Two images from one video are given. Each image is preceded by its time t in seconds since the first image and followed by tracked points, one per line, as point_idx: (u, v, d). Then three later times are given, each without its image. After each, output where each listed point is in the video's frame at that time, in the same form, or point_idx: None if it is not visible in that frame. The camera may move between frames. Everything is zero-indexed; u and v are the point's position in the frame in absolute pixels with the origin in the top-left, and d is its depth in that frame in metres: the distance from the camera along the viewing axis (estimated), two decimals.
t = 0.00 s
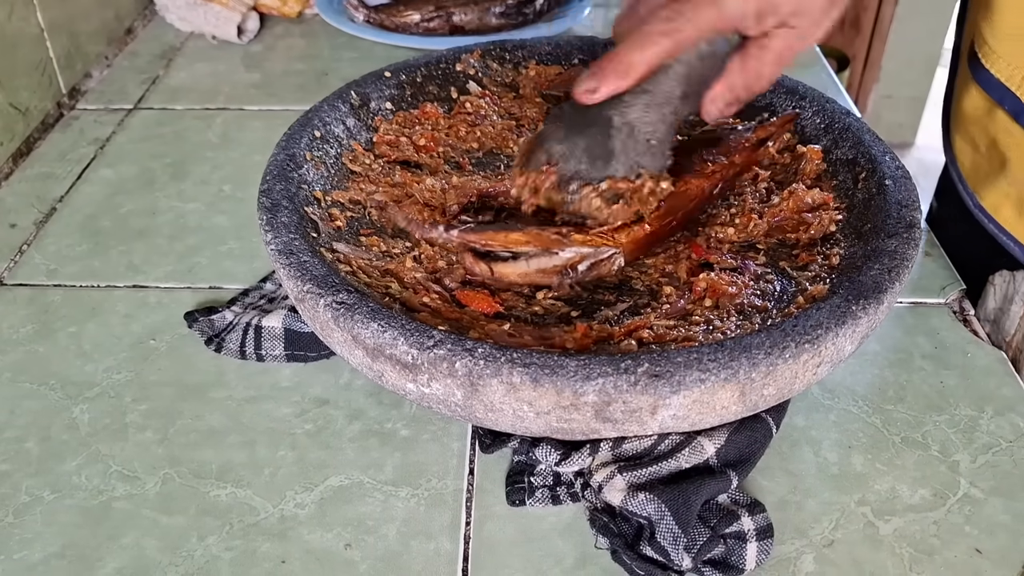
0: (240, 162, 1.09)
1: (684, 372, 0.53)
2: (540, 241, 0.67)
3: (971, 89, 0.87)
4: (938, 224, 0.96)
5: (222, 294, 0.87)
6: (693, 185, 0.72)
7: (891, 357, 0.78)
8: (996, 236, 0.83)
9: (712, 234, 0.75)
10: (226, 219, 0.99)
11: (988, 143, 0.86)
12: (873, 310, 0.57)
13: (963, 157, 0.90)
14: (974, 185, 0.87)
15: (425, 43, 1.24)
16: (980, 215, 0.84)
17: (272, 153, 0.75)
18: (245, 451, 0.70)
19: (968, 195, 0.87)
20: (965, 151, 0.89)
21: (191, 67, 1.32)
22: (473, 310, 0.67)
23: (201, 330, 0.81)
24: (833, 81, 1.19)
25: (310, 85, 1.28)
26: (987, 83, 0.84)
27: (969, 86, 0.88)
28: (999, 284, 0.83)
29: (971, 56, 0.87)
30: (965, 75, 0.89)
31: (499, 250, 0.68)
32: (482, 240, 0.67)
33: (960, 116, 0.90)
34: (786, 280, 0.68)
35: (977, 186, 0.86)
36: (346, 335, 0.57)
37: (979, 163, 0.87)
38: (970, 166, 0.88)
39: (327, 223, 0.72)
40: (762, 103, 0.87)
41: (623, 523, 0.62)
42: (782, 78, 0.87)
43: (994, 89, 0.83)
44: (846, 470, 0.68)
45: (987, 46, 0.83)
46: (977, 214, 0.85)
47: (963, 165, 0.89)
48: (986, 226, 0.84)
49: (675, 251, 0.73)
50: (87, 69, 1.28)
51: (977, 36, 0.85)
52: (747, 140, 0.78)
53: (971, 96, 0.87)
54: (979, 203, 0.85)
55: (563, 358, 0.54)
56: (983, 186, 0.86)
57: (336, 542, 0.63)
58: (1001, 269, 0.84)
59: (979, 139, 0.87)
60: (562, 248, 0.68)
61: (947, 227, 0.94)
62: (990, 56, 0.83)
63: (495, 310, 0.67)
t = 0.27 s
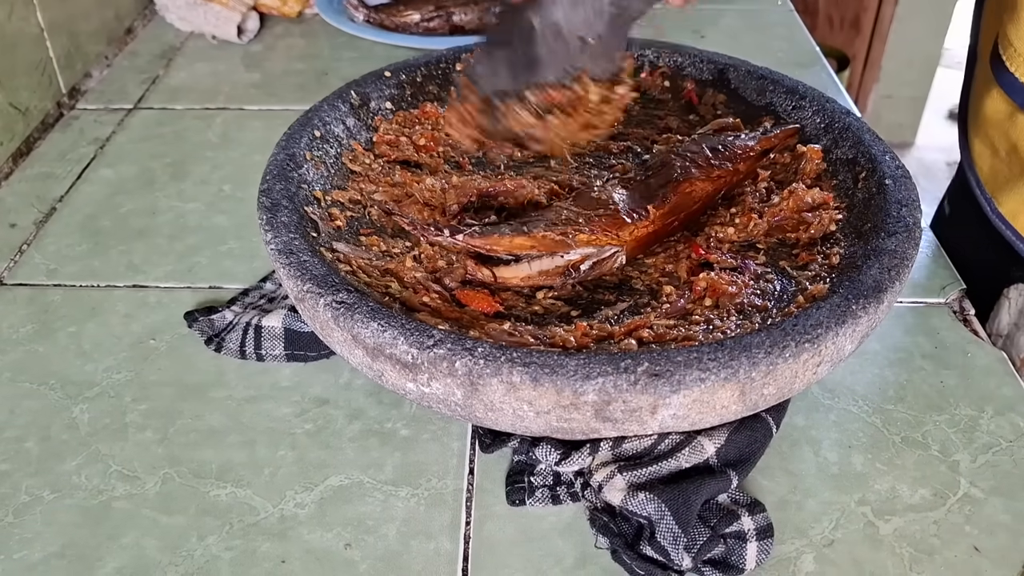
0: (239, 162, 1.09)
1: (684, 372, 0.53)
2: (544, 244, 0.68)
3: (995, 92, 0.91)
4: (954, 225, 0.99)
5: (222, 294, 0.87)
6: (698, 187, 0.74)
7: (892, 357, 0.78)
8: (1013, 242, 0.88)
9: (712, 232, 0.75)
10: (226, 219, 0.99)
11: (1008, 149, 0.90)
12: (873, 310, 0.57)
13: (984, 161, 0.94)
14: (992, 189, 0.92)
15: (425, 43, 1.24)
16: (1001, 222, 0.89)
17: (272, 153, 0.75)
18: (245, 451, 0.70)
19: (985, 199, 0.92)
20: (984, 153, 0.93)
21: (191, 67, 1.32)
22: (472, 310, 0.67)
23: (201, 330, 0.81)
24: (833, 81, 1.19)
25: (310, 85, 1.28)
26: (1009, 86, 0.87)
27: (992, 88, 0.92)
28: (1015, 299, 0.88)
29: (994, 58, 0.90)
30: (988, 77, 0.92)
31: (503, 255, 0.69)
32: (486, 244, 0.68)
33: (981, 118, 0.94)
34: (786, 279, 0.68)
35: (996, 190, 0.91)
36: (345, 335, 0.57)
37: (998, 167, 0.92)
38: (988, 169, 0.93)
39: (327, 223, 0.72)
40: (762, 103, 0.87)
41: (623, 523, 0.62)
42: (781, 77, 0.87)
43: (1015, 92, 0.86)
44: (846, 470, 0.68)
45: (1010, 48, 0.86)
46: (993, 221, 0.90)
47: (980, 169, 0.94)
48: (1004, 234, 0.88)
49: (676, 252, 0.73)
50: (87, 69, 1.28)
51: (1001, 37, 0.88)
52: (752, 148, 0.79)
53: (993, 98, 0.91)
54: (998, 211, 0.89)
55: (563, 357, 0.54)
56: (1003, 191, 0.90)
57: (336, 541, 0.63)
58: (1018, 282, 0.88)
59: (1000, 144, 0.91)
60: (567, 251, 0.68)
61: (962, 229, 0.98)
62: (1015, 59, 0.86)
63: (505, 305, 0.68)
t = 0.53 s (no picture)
0: (239, 162, 1.09)
1: (684, 371, 0.53)
2: (548, 255, 0.67)
3: (1009, 96, 0.90)
4: (970, 234, 1.01)
5: (221, 294, 0.87)
6: (703, 186, 0.75)
7: (892, 356, 0.78)
8: None
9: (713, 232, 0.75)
10: (226, 219, 0.99)
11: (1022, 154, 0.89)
12: (873, 310, 0.57)
13: (996, 168, 0.93)
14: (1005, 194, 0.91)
15: (425, 43, 1.24)
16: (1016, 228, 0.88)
17: (272, 152, 0.75)
18: (245, 451, 0.70)
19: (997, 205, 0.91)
20: (996, 159, 0.93)
21: (191, 67, 1.32)
22: (472, 309, 0.67)
23: (201, 330, 0.81)
24: (833, 81, 1.19)
25: (310, 85, 1.28)
26: None
27: (1006, 93, 0.91)
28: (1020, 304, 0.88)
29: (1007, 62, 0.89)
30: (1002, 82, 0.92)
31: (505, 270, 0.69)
32: (489, 256, 0.68)
33: (993, 124, 0.93)
34: (786, 279, 0.68)
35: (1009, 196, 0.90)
36: (345, 334, 0.57)
37: (1011, 174, 0.90)
38: (1001, 175, 0.92)
39: (327, 222, 0.72)
40: (762, 102, 0.87)
41: (623, 522, 0.62)
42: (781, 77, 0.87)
43: None
44: (846, 470, 0.68)
45: None
46: (1009, 228, 0.89)
47: (992, 175, 0.93)
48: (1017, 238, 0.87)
49: (676, 252, 0.74)
50: (87, 69, 1.28)
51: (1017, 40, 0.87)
52: (755, 148, 0.79)
53: (1008, 103, 0.90)
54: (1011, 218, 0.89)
55: (563, 357, 0.54)
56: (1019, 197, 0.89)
57: (336, 541, 0.63)
58: None
59: (1014, 150, 0.90)
60: (572, 257, 0.67)
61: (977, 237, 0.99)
62: None
63: (512, 296, 0.68)
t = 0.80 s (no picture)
0: (239, 161, 1.09)
1: (684, 371, 0.53)
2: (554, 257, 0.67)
3: (998, 92, 0.91)
4: (960, 237, 1.00)
5: (221, 294, 0.87)
6: (705, 187, 0.75)
7: (892, 356, 0.78)
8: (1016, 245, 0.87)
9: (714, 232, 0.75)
10: (225, 218, 0.99)
11: (1012, 148, 0.90)
12: (873, 309, 0.57)
13: (983, 164, 0.94)
14: (993, 189, 0.92)
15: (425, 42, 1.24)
16: (1003, 223, 0.88)
17: (271, 152, 0.75)
18: (245, 450, 0.70)
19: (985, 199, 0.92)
20: (985, 155, 0.93)
21: (191, 67, 1.32)
22: (473, 310, 0.67)
23: (201, 330, 0.81)
24: (833, 81, 1.19)
25: (310, 84, 1.28)
26: (1015, 83, 0.87)
27: (994, 89, 0.92)
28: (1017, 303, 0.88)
29: (998, 57, 0.90)
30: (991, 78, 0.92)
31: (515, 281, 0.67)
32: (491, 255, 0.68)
33: (982, 120, 0.94)
34: (786, 278, 0.68)
35: (998, 190, 0.91)
36: (345, 334, 0.57)
37: (1000, 169, 0.91)
38: (989, 170, 0.93)
39: (327, 222, 0.72)
40: (762, 102, 0.87)
41: (623, 522, 0.62)
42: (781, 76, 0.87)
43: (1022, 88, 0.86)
44: (846, 469, 0.68)
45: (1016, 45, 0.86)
46: (995, 222, 0.89)
47: (980, 170, 0.94)
48: (1007, 235, 0.88)
49: (676, 251, 0.73)
50: (87, 69, 1.28)
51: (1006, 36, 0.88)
52: (758, 147, 0.79)
53: (997, 98, 0.91)
54: (999, 211, 0.89)
55: (563, 357, 0.54)
56: (1006, 192, 0.90)
57: (335, 541, 0.63)
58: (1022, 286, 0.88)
59: (1002, 145, 0.91)
60: (582, 261, 0.67)
61: (970, 240, 0.98)
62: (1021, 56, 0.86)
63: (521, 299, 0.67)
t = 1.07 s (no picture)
0: (239, 161, 1.09)
1: (684, 370, 0.53)
2: (554, 256, 0.67)
3: (973, 76, 0.86)
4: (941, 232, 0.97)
5: (221, 293, 0.87)
6: (706, 187, 0.75)
7: (892, 356, 0.78)
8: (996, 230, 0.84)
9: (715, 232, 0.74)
10: (225, 218, 0.99)
11: (990, 135, 0.85)
12: (873, 309, 0.57)
13: (960, 147, 0.89)
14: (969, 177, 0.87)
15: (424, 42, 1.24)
16: (978, 208, 0.85)
17: (272, 151, 0.75)
18: (245, 450, 0.70)
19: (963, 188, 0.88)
20: (963, 140, 0.88)
21: (191, 67, 1.32)
22: (473, 309, 0.67)
23: (201, 330, 0.81)
24: (833, 80, 1.19)
25: (310, 84, 1.28)
26: (992, 70, 0.82)
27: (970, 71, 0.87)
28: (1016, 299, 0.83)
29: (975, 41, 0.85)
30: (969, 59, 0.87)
31: (511, 274, 0.68)
32: (491, 255, 0.68)
33: (958, 103, 0.89)
34: (787, 278, 0.68)
35: (973, 178, 0.86)
36: (345, 334, 0.57)
37: (975, 154, 0.87)
38: (966, 155, 0.88)
39: (327, 221, 0.72)
40: (762, 102, 0.87)
41: (623, 522, 0.62)
42: (780, 76, 0.87)
43: (999, 76, 0.81)
44: (846, 469, 0.68)
45: (994, 30, 0.81)
46: (973, 207, 0.86)
47: (959, 156, 0.89)
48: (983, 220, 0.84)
49: (676, 251, 0.73)
50: (87, 69, 1.28)
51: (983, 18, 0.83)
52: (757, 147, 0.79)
53: (973, 83, 0.86)
54: (976, 197, 0.85)
55: (563, 356, 0.54)
56: (978, 178, 0.86)
57: (335, 540, 0.63)
58: (1019, 282, 0.83)
59: (978, 130, 0.86)
60: (581, 259, 0.67)
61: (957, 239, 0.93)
62: (997, 41, 0.81)
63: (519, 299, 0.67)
